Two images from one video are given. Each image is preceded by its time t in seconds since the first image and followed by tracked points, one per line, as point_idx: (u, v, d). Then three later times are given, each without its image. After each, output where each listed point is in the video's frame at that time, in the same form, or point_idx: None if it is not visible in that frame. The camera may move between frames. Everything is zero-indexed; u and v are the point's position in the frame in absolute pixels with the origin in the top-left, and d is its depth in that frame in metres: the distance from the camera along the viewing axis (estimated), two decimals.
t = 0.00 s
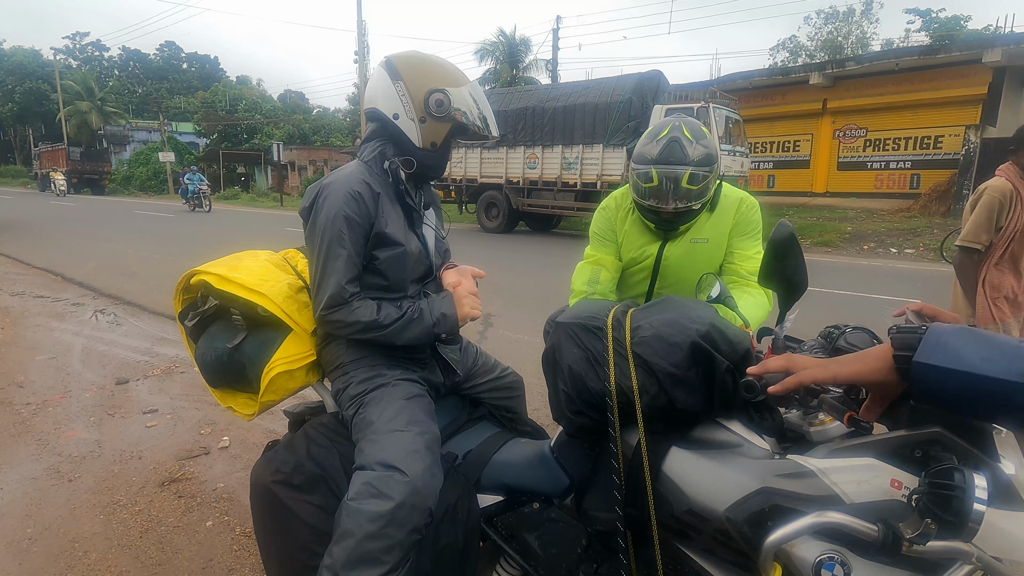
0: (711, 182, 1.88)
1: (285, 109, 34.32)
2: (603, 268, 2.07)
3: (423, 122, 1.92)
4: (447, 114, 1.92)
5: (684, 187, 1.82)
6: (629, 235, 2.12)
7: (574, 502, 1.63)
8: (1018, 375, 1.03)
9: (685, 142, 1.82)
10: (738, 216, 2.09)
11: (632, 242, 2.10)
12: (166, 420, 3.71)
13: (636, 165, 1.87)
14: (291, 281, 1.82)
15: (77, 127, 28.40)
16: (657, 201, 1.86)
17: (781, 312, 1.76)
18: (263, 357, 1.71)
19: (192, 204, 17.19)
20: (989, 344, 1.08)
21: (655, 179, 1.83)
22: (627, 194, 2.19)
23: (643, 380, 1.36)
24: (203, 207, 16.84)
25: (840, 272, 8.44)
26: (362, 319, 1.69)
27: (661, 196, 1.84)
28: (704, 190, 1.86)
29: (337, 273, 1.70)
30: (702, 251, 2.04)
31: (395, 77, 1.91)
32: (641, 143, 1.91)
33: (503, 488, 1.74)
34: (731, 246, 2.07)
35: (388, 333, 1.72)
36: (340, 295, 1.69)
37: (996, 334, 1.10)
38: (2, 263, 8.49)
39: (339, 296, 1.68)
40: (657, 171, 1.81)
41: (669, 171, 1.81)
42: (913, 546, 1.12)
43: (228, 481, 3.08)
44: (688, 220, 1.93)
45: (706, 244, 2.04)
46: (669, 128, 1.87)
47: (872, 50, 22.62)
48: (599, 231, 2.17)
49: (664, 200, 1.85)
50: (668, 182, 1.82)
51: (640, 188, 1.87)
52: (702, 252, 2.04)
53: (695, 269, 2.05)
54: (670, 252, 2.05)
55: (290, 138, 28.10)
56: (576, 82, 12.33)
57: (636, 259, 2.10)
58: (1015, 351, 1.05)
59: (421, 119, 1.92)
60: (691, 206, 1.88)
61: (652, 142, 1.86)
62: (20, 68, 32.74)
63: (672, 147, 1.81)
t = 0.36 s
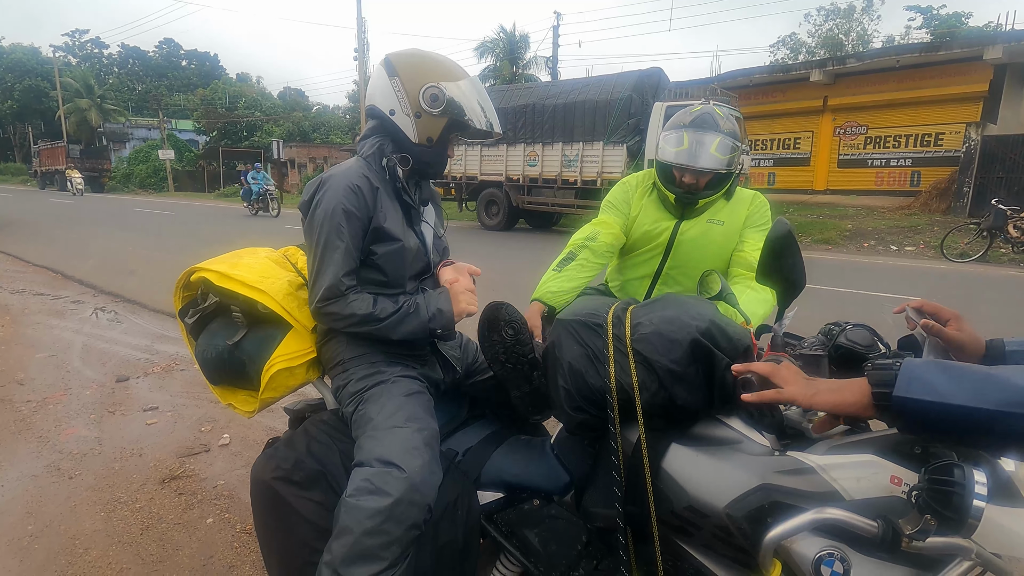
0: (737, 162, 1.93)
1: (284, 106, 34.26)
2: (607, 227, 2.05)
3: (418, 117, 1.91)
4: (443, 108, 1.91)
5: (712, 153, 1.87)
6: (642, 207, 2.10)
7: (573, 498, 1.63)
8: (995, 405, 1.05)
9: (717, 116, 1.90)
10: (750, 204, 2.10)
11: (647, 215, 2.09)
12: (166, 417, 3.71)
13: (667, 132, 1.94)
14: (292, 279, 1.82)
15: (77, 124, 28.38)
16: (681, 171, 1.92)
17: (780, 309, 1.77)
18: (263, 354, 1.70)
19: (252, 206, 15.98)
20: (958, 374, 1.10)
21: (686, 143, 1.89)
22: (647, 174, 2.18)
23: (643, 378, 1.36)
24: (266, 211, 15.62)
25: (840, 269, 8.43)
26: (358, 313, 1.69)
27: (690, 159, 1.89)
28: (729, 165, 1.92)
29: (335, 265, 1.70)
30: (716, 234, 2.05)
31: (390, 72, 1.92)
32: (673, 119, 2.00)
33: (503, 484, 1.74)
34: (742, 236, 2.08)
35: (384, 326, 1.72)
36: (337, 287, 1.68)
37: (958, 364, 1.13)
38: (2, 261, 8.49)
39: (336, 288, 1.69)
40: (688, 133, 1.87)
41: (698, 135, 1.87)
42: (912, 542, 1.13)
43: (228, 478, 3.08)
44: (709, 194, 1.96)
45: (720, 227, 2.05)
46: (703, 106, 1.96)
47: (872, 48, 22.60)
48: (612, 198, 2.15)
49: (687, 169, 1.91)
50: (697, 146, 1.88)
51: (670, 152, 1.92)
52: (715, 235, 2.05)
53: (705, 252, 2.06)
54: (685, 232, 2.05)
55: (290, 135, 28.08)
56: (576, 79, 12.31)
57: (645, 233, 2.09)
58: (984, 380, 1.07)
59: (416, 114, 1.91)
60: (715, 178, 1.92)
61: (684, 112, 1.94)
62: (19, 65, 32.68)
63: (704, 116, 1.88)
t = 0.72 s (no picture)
0: (730, 156, 1.95)
1: (283, 104, 34.18)
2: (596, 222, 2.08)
3: (408, 113, 1.90)
4: (433, 102, 1.88)
5: (703, 145, 1.90)
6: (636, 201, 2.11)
7: (572, 497, 1.63)
8: (994, 416, 1.05)
9: (706, 113, 1.94)
10: (750, 204, 2.03)
11: (642, 211, 2.09)
12: (165, 416, 3.71)
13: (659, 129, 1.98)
14: (289, 279, 1.82)
15: (75, 123, 28.30)
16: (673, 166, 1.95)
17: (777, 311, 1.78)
18: (259, 353, 1.70)
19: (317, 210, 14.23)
20: (956, 386, 1.10)
21: (676, 138, 1.92)
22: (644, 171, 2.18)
23: (640, 377, 1.36)
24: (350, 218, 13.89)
25: (838, 268, 8.44)
26: (342, 301, 1.69)
27: (680, 152, 1.92)
28: (721, 158, 1.93)
29: (326, 256, 1.70)
30: (711, 229, 2.00)
31: (376, 72, 1.93)
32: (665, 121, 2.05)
33: (501, 483, 1.69)
34: (741, 235, 1.99)
35: (369, 315, 1.73)
36: (325, 278, 1.68)
37: (957, 373, 1.13)
38: None
39: (322, 279, 1.68)
40: (678, 127, 1.91)
41: (688, 129, 1.90)
42: (909, 542, 1.13)
43: (227, 477, 3.08)
44: (701, 189, 1.95)
45: (717, 222, 2.00)
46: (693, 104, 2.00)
47: (871, 45, 22.61)
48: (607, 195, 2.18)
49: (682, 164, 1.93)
50: (688, 140, 1.91)
51: (661, 146, 1.95)
52: (712, 229, 2.00)
53: (702, 248, 2.01)
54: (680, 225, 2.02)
55: (288, 134, 28.03)
56: (575, 77, 12.30)
57: (641, 226, 2.08)
58: (982, 391, 1.08)
59: (405, 110, 1.90)
60: (707, 171, 1.93)
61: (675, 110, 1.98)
62: (15, 63, 32.54)
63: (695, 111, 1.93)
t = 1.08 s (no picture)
0: (729, 152, 1.93)
1: (279, 102, 34.11)
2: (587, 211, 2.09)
3: (399, 116, 1.89)
4: (425, 109, 1.87)
5: (705, 141, 1.87)
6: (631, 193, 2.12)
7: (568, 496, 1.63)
8: (991, 423, 1.06)
9: (711, 106, 1.90)
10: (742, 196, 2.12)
11: (635, 204, 2.10)
12: (161, 415, 3.70)
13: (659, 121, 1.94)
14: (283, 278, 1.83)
15: (70, 121, 28.15)
16: (674, 159, 1.93)
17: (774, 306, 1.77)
18: (254, 352, 1.70)
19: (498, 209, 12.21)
20: (954, 390, 1.10)
21: (679, 131, 1.88)
22: (638, 161, 2.19)
23: (635, 376, 1.36)
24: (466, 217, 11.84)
25: (834, 266, 8.46)
26: (320, 284, 1.70)
27: (683, 146, 1.88)
28: (721, 154, 1.91)
29: (309, 247, 1.73)
30: (707, 224, 2.06)
31: (375, 74, 1.93)
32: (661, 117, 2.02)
33: (496, 482, 1.69)
34: (735, 229, 2.09)
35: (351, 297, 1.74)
36: (307, 266, 1.71)
37: (957, 377, 1.13)
38: None
39: (303, 269, 1.71)
40: (682, 120, 1.86)
41: (692, 122, 1.86)
42: (902, 538, 1.14)
43: (223, 476, 3.07)
44: (700, 183, 1.96)
45: (712, 218, 2.06)
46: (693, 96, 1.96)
47: (868, 44, 22.65)
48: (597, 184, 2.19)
49: (685, 158, 1.91)
50: (691, 134, 1.87)
51: (663, 137, 1.91)
52: (707, 225, 2.06)
53: (698, 243, 2.05)
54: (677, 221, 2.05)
55: (285, 132, 27.96)
56: (572, 75, 12.30)
57: (635, 218, 2.10)
58: (980, 398, 1.08)
59: (397, 113, 1.89)
60: (707, 166, 1.92)
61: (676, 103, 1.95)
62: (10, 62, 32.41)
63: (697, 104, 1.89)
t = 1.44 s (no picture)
0: (707, 157, 1.94)
1: (274, 100, 33.98)
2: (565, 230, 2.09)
3: (395, 116, 1.88)
4: (422, 110, 1.87)
5: (681, 150, 1.89)
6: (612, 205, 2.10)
7: (563, 493, 1.64)
8: (983, 424, 1.06)
9: (683, 110, 1.92)
10: (722, 199, 2.12)
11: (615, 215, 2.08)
12: (156, 414, 3.69)
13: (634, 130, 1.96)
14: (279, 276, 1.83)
15: (64, 119, 27.95)
16: (653, 169, 1.93)
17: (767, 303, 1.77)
18: (250, 351, 1.69)
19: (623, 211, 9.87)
20: (949, 391, 1.11)
21: (654, 140, 1.91)
22: (614, 171, 2.18)
23: (631, 373, 1.36)
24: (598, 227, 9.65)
25: (830, 264, 8.48)
26: (316, 281, 1.70)
27: (659, 156, 1.91)
28: (699, 159, 1.92)
29: (305, 246, 1.72)
30: (691, 231, 2.06)
31: (374, 72, 1.92)
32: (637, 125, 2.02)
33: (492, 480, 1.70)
34: (720, 234, 2.10)
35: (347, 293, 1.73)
36: (303, 264, 1.70)
37: (950, 378, 1.13)
38: None
39: (299, 267, 1.70)
40: (655, 129, 1.89)
41: (666, 130, 1.89)
42: (897, 533, 1.14)
43: (219, 475, 3.07)
44: (680, 190, 1.95)
45: (697, 224, 2.06)
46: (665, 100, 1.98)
47: (864, 43, 22.70)
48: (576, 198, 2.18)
49: (663, 169, 1.91)
50: (665, 143, 1.90)
51: (639, 149, 1.93)
52: (692, 232, 2.06)
53: (684, 251, 2.07)
54: (663, 231, 2.04)
55: (281, 130, 27.86)
56: (568, 74, 12.30)
57: (618, 231, 2.08)
58: (973, 399, 1.08)
59: (393, 113, 1.88)
60: (685, 173, 1.92)
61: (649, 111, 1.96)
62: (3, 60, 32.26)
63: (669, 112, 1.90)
